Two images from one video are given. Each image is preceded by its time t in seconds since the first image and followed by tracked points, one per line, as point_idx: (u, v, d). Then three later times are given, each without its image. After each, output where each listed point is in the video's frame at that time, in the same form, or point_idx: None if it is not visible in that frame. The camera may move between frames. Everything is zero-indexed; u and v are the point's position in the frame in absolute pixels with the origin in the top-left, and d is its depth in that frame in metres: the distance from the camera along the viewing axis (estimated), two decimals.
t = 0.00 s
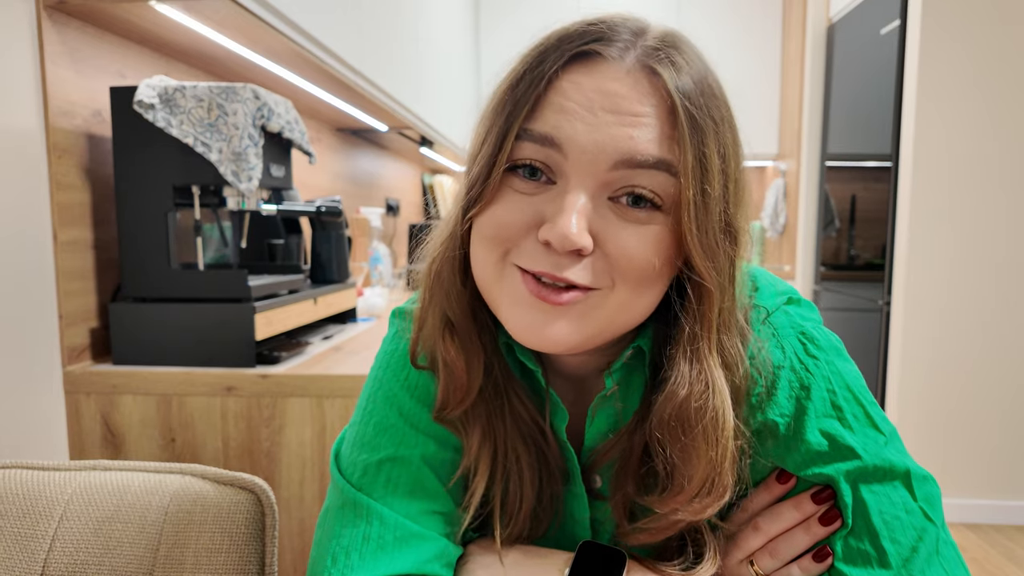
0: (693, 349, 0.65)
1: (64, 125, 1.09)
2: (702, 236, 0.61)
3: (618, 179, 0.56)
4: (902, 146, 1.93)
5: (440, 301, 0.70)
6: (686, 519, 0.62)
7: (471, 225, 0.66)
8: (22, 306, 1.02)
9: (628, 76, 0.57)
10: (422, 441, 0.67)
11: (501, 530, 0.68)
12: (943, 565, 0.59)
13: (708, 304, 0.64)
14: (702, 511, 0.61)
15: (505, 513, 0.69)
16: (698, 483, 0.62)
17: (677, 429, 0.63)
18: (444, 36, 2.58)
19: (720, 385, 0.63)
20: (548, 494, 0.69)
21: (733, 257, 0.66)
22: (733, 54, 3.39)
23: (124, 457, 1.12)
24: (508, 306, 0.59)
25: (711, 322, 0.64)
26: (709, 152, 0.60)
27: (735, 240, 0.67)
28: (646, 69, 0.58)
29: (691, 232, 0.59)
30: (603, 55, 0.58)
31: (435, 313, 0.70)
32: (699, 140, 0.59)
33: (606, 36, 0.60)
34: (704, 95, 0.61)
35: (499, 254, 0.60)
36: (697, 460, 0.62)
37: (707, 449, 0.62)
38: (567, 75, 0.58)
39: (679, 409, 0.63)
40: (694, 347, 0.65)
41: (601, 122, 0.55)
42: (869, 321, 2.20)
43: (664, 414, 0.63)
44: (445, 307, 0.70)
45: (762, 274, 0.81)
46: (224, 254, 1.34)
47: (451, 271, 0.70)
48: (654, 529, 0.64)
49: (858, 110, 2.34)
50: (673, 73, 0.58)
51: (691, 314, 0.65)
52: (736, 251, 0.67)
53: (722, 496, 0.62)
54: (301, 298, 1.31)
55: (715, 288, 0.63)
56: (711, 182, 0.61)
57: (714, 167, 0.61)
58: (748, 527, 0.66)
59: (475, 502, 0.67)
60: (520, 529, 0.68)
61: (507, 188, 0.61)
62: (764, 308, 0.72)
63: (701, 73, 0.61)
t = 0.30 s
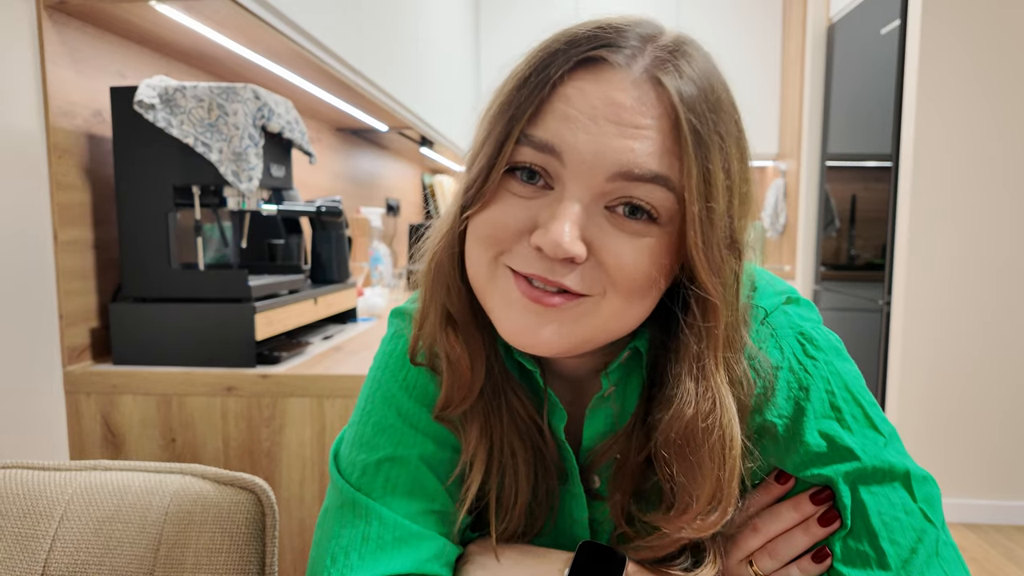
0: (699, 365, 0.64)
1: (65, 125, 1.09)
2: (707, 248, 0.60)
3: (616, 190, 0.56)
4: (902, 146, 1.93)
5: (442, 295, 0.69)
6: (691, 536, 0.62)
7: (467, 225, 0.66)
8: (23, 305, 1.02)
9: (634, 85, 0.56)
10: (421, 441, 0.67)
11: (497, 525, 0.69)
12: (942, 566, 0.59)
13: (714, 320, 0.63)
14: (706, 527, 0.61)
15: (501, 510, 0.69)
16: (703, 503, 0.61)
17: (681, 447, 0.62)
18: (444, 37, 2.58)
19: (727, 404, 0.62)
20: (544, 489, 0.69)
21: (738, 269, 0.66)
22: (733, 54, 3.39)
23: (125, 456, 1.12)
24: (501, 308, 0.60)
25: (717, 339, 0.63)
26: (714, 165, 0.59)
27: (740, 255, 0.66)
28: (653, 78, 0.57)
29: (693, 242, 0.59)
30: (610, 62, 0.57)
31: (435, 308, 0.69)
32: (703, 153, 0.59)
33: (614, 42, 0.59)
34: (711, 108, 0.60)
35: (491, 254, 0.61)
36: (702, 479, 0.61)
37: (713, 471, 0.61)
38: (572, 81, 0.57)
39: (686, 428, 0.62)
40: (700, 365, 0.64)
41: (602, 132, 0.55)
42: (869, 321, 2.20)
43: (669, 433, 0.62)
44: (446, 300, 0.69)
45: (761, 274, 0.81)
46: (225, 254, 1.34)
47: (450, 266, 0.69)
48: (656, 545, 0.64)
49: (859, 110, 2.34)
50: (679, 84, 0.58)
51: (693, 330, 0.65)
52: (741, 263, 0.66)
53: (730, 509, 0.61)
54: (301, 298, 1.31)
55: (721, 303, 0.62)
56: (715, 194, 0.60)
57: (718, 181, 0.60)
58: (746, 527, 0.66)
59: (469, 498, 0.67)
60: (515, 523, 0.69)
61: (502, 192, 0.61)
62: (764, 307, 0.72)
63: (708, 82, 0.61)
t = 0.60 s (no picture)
0: (687, 343, 0.65)
1: (65, 126, 1.09)
2: (695, 226, 0.61)
3: (608, 171, 0.56)
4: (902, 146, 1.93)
5: (441, 301, 0.70)
6: (681, 514, 0.61)
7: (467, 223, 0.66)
8: (24, 305, 1.02)
9: (616, 70, 0.57)
10: (422, 442, 0.67)
11: (501, 531, 0.68)
12: (942, 566, 0.59)
13: (700, 292, 0.64)
14: (694, 506, 0.61)
15: (504, 513, 0.69)
16: (686, 478, 0.61)
17: (663, 420, 0.63)
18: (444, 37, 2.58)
19: (709, 374, 0.63)
20: (547, 496, 0.69)
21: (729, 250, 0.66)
22: (733, 54, 3.39)
23: (125, 456, 1.12)
24: (506, 303, 0.59)
25: (704, 314, 0.64)
26: (699, 143, 0.60)
27: (730, 232, 0.66)
28: (635, 63, 0.58)
29: (682, 222, 0.59)
30: (592, 50, 0.58)
31: (436, 316, 0.69)
32: (689, 130, 0.59)
33: (594, 32, 0.60)
34: (694, 89, 0.60)
35: (492, 249, 0.60)
36: (685, 450, 0.61)
37: (693, 439, 0.61)
38: (557, 71, 0.58)
39: (665, 399, 0.63)
40: (684, 340, 0.65)
41: (591, 118, 0.55)
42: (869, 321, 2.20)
43: (652, 404, 0.64)
44: (447, 305, 0.70)
45: (757, 271, 0.81)
46: (225, 254, 1.34)
47: (450, 270, 0.69)
48: (652, 526, 0.63)
49: (859, 110, 2.34)
50: (661, 66, 0.58)
51: (683, 304, 0.66)
52: (731, 242, 0.66)
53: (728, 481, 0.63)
54: (302, 298, 1.31)
55: (707, 276, 0.63)
56: (701, 173, 0.60)
57: (704, 158, 0.60)
58: (747, 527, 0.66)
59: (474, 501, 0.67)
60: (519, 528, 0.68)
61: (500, 186, 0.61)
62: (764, 308, 0.71)
63: (689, 65, 0.61)
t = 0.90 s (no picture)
0: (670, 347, 0.64)
1: (65, 126, 1.09)
2: (672, 231, 0.59)
3: (581, 180, 0.56)
4: (902, 146, 1.93)
5: (432, 299, 0.69)
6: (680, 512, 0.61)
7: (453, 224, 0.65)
8: (24, 306, 1.02)
9: (581, 78, 0.56)
10: (421, 440, 0.67)
11: (501, 523, 0.68)
12: (944, 566, 0.59)
13: (682, 299, 0.63)
14: (696, 503, 0.61)
15: (504, 505, 0.69)
16: (679, 481, 0.60)
17: (652, 424, 0.63)
18: (444, 37, 2.58)
19: (697, 377, 0.61)
20: (544, 488, 0.69)
21: (713, 256, 0.64)
22: (734, 54, 3.39)
23: (125, 456, 1.12)
24: (495, 308, 0.60)
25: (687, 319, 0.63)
26: (672, 147, 0.58)
27: (709, 233, 0.64)
28: (603, 67, 0.56)
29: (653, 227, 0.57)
30: (560, 58, 0.57)
31: (425, 313, 0.69)
32: (660, 132, 0.57)
33: (565, 38, 0.59)
34: (672, 90, 0.59)
35: (478, 257, 0.61)
36: (677, 449, 0.61)
37: (685, 444, 0.60)
38: (526, 81, 0.58)
39: (654, 403, 0.62)
40: (671, 343, 0.64)
41: (557, 126, 0.55)
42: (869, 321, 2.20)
43: (641, 409, 0.63)
44: (437, 303, 0.69)
45: (755, 270, 0.80)
46: (225, 254, 1.34)
47: (439, 270, 0.69)
48: (651, 524, 0.63)
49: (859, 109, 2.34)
50: (631, 68, 0.57)
51: (665, 310, 0.65)
52: (716, 243, 0.65)
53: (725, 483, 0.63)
54: (301, 298, 1.31)
55: (685, 283, 0.61)
56: (675, 177, 0.58)
57: (678, 160, 0.58)
58: (749, 526, 0.66)
59: (471, 495, 0.67)
60: (518, 518, 0.68)
61: (480, 197, 0.61)
62: (765, 306, 0.71)
63: (666, 65, 0.59)
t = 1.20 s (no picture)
0: (663, 350, 0.64)
1: (65, 126, 1.09)
2: (672, 234, 0.59)
3: (584, 181, 0.56)
4: (902, 146, 1.93)
5: (433, 297, 0.69)
6: (670, 513, 0.62)
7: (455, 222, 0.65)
8: (24, 305, 1.02)
9: (587, 79, 0.56)
10: (421, 439, 0.67)
11: (499, 522, 0.69)
12: (943, 566, 0.59)
13: (676, 303, 0.63)
14: (686, 505, 0.62)
15: (503, 505, 0.69)
16: (662, 481, 0.62)
17: (639, 425, 0.64)
18: (444, 38, 2.58)
19: (685, 382, 0.62)
20: (542, 486, 0.69)
21: (713, 261, 0.64)
22: (734, 55, 3.39)
23: (125, 456, 1.12)
24: (495, 308, 0.60)
25: (683, 323, 0.63)
26: (676, 151, 0.58)
27: (709, 238, 0.64)
28: (610, 69, 0.56)
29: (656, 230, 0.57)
30: (566, 58, 0.57)
31: (427, 311, 0.70)
32: (664, 135, 0.57)
33: (571, 38, 0.59)
34: (677, 95, 0.59)
35: (479, 257, 0.61)
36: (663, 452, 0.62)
37: (669, 446, 0.61)
38: (532, 81, 0.58)
39: (641, 404, 0.63)
40: (664, 346, 0.64)
41: (562, 128, 0.55)
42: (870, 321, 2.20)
43: (629, 408, 0.64)
44: (440, 301, 0.69)
45: (755, 271, 0.80)
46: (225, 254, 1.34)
47: (442, 269, 0.69)
48: (641, 525, 0.64)
49: (859, 110, 2.34)
50: (637, 71, 0.57)
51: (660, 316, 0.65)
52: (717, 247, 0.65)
53: (711, 487, 0.63)
54: (302, 298, 1.31)
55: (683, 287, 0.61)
56: (676, 180, 0.58)
57: (680, 163, 0.58)
58: (748, 526, 0.66)
59: (469, 495, 0.67)
60: (515, 519, 0.69)
61: (482, 195, 0.61)
62: (765, 306, 0.71)
63: (671, 68, 0.59)
